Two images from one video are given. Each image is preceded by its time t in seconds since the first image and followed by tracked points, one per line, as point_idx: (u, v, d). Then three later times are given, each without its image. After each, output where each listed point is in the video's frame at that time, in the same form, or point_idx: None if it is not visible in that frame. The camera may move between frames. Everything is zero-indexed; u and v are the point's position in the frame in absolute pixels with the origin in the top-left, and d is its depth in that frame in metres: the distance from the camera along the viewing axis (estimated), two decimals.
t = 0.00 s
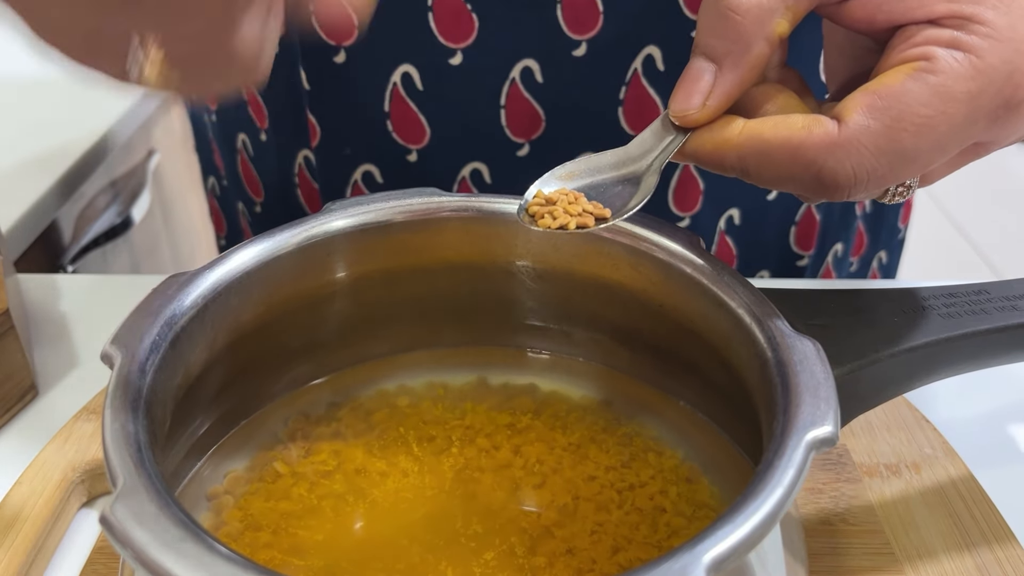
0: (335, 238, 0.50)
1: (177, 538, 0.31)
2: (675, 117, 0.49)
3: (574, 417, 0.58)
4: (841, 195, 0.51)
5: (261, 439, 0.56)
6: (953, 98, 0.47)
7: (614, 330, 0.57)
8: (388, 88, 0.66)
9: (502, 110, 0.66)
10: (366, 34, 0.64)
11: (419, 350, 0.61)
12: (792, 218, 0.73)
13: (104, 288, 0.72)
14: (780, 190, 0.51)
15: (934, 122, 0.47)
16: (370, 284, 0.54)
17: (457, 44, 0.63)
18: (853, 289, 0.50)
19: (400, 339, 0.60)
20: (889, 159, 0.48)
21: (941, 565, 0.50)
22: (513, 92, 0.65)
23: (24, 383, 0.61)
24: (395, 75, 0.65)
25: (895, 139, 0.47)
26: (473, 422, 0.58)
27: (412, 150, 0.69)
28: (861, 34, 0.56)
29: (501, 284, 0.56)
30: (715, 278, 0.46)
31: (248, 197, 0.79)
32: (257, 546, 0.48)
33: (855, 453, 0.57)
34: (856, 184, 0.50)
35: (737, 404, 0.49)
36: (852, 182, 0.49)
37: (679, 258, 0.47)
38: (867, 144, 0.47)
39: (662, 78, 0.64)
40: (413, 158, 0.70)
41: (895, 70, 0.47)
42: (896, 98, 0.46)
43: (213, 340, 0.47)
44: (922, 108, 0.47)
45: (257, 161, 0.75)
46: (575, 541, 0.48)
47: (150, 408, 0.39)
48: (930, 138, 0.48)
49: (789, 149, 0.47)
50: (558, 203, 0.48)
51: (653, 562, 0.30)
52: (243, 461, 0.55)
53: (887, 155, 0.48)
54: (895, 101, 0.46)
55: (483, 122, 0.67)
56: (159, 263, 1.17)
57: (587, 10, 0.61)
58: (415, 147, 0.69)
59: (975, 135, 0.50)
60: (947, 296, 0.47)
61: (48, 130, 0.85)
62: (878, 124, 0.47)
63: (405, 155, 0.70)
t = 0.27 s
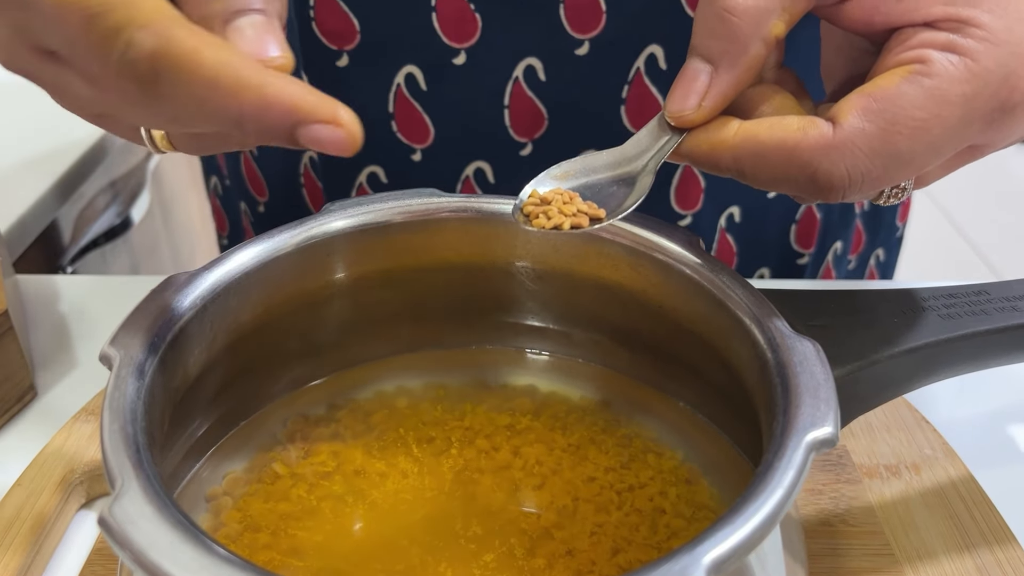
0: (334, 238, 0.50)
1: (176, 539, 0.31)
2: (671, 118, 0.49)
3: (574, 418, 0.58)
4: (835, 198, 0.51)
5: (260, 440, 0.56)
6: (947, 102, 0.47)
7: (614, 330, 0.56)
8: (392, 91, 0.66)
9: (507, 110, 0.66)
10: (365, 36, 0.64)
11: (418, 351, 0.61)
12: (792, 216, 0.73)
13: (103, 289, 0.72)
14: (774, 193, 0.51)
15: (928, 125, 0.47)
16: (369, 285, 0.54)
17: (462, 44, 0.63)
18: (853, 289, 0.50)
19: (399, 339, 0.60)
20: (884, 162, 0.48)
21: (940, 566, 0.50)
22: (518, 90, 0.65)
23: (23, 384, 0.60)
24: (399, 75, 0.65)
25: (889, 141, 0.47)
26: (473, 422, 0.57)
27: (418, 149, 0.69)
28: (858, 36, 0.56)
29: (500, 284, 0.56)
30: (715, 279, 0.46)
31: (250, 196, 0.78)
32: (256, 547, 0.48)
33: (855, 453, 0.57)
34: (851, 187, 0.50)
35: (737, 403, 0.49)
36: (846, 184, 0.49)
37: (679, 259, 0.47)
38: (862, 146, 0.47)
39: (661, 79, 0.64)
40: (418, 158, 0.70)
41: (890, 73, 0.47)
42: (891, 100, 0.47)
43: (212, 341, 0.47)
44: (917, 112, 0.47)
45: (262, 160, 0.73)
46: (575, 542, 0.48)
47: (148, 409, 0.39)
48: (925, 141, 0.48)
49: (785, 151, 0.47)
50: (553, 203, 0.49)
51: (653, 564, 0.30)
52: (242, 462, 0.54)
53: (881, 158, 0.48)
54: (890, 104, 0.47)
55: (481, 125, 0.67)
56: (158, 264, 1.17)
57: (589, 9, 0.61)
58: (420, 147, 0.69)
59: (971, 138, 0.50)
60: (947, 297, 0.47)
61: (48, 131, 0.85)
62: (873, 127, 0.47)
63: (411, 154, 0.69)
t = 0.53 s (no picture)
0: (334, 239, 0.50)
1: (177, 540, 0.31)
2: (657, 112, 0.49)
3: (574, 419, 0.58)
4: (824, 194, 0.51)
5: (260, 441, 0.56)
6: (936, 95, 0.47)
7: (613, 331, 0.56)
8: (388, 91, 0.66)
9: (501, 112, 0.66)
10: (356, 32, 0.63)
11: (417, 352, 0.61)
12: (791, 218, 0.72)
13: (103, 290, 0.72)
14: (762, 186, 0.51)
15: (917, 118, 0.47)
16: (369, 286, 0.54)
17: (457, 45, 0.63)
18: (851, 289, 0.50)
19: (397, 340, 0.60)
20: (872, 156, 0.48)
21: (940, 567, 0.50)
22: (513, 92, 0.65)
23: (22, 386, 0.60)
24: (394, 76, 0.65)
25: (878, 135, 0.47)
26: (472, 423, 0.57)
27: (412, 151, 0.69)
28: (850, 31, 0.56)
29: (500, 286, 0.56)
30: (715, 280, 0.46)
31: (249, 197, 0.79)
32: (256, 548, 0.48)
33: (855, 455, 0.57)
34: (838, 181, 0.50)
35: (736, 404, 0.49)
36: (834, 179, 0.50)
37: (679, 260, 0.47)
38: (848, 141, 0.47)
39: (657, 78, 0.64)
40: (413, 159, 0.70)
41: (879, 65, 0.47)
42: (879, 93, 0.46)
43: (211, 342, 0.47)
44: (906, 105, 0.47)
45: (261, 162, 0.74)
46: (575, 544, 0.48)
47: (149, 410, 0.39)
48: (914, 134, 0.48)
49: (770, 144, 0.47)
50: (535, 197, 0.48)
51: (655, 565, 0.30)
52: (243, 463, 0.54)
53: (869, 152, 0.48)
54: (878, 97, 0.46)
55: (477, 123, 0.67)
56: (158, 265, 1.17)
57: (585, 8, 0.61)
58: (415, 149, 0.69)
59: (962, 132, 0.50)
60: (946, 299, 0.47)
61: (46, 132, 0.85)
62: (860, 120, 0.47)
63: (405, 157, 0.70)
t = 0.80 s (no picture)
0: (333, 240, 0.50)
1: (176, 540, 0.31)
2: (664, 122, 0.48)
3: (573, 419, 0.58)
4: (831, 203, 0.51)
5: (260, 442, 0.56)
6: (941, 106, 0.47)
7: (612, 331, 0.57)
8: (385, 92, 0.66)
9: (497, 112, 0.66)
10: (361, 37, 0.64)
11: (416, 352, 0.61)
12: (789, 219, 0.72)
13: (102, 290, 0.72)
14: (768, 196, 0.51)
15: (923, 130, 0.47)
16: (368, 286, 0.54)
17: (453, 46, 0.63)
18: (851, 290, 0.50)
19: (397, 341, 0.60)
20: (878, 166, 0.49)
21: (938, 567, 0.50)
22: (508, 93, 0.65)
23: (22, 386, 0.61)
24: (391, 78, 0.65)
25: (884, 146, 0.47)
26: (472, 424, 0.57)
27: (410, 151, 0.69)
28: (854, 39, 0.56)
29: (500, 286, 0.56)
30: (714, 281, 0.46)
31: (247, 198, 0.79)
32: (256, 548, 0.48)
33: (853, 455, 0.57)
34: (845, 191, 0.50)
35: (735, 405, 0.49)
36: (840, 189, 0.50)
37: (679, 261, 0.47)
38: (855, 151, 0.47)
39: (656, 81, 0.64)
40: (411, 160, 0.70)
41: (885, 76, 0.47)
42: (886, 104, 0.47)
43: (211, 342, 0.47)
44: (911, 116, 0.47)
45: (258, 162, 0.74)
46: (574, 544, 0.48)
47: (148, 410, 0.39)
48: (920, 144, 0.48)
49: (778, 155, 0.47)
50: (546, 208, 0.48)
51: (653, 564, 0.30)
52: (242, 463, 0.54)
53: (875, 162, 0.48)
54: (885, 108, 0.47)
55: (479, 127, 0.67)
56: (157, 266, 1.17)
57: (582, 8, 0.61)
58: (412, 149, 0.69)
59: (966, 142, 0.50)
60: (945, 298, 0.47)
61: (47, 132, 0.85)
62: (867, 131, 0.47)
63: (402, 156, 0.70)
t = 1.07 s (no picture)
0: (332, 240, 0.50)
1: (175, 540, 0.31)
2: (668, 124, 0.49)
3: (572, 420, 0.58)
4: (834, 205, 0.51)
5: (259, 442, 0.56)
6: (946, 108, 0.47)
7: (610, 331, 0.57)
8: (385, 94, 0.66)
9: (496, 113, 0.66)
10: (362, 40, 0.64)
11: (416, 353, 0.61)
12: (787, 219, 0.73)
13: (101, 291, 0.72)
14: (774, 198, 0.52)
15: (928, 131, 0.47)
16: (367, 287, 0.54)
17: (452, 48, 0.63)
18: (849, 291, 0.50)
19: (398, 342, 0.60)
20: (883, 168, 0.49)
21: (936, 567, 0.50)
22: (508, 94, 0.65)
23: (22, 386, 0.61)
24: (391, 79, 0.65)
25: (889, 148, 0.48)
26: (471, 425, 0.58)
27: (408, 154, 0.70)
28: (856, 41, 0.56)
29: (498, 287, 0.56)
30: (713, 281, 0.46)
31: (245, 201, 0.79)
32: (255, 548, 0.48)
33: (852, 455, 0.57)
34: (850, 192, 0.50)
35: (734, 407, 0.49)
36: (845, 191, 0.50)
37: (677, 261, 0.48)
38: (860, 153, 0.47)
39: (655, 81, 0.64)
40: (411, 160, 0.70)
41: (889, 79, 0.47)
42: (890, 106, 0.47)
43: (211, 342, 0.47)
44: (916, 118, 0.47)
45: (256, 165, 0.75)
46: (573, 544, 0.48)
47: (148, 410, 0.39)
48: (924, 147, 0.48)
49: (782, 157, 0.48)
50: (551, 211, 0.48)
51: (651, 563, 0.31)
52: (241, 464, 0.54)
53: (880, 164, 0.48)
54: (889, 110, 0.47)
55: (479, 128, 0.67)
56: (156, 266, 1.17)
57: (580, 10, 0.61)
58: (412, 151, 0.69)
59: (970, 143, 0.50)
60: (943, 299, 0.47)
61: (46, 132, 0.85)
62: (871, 133, 0.47)
63: (401, 158, 0.70)
